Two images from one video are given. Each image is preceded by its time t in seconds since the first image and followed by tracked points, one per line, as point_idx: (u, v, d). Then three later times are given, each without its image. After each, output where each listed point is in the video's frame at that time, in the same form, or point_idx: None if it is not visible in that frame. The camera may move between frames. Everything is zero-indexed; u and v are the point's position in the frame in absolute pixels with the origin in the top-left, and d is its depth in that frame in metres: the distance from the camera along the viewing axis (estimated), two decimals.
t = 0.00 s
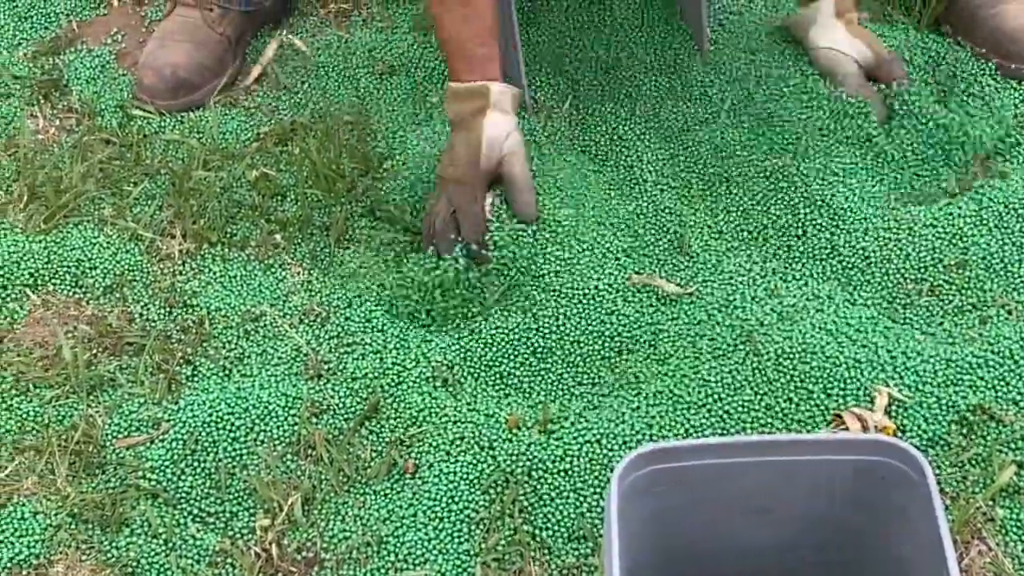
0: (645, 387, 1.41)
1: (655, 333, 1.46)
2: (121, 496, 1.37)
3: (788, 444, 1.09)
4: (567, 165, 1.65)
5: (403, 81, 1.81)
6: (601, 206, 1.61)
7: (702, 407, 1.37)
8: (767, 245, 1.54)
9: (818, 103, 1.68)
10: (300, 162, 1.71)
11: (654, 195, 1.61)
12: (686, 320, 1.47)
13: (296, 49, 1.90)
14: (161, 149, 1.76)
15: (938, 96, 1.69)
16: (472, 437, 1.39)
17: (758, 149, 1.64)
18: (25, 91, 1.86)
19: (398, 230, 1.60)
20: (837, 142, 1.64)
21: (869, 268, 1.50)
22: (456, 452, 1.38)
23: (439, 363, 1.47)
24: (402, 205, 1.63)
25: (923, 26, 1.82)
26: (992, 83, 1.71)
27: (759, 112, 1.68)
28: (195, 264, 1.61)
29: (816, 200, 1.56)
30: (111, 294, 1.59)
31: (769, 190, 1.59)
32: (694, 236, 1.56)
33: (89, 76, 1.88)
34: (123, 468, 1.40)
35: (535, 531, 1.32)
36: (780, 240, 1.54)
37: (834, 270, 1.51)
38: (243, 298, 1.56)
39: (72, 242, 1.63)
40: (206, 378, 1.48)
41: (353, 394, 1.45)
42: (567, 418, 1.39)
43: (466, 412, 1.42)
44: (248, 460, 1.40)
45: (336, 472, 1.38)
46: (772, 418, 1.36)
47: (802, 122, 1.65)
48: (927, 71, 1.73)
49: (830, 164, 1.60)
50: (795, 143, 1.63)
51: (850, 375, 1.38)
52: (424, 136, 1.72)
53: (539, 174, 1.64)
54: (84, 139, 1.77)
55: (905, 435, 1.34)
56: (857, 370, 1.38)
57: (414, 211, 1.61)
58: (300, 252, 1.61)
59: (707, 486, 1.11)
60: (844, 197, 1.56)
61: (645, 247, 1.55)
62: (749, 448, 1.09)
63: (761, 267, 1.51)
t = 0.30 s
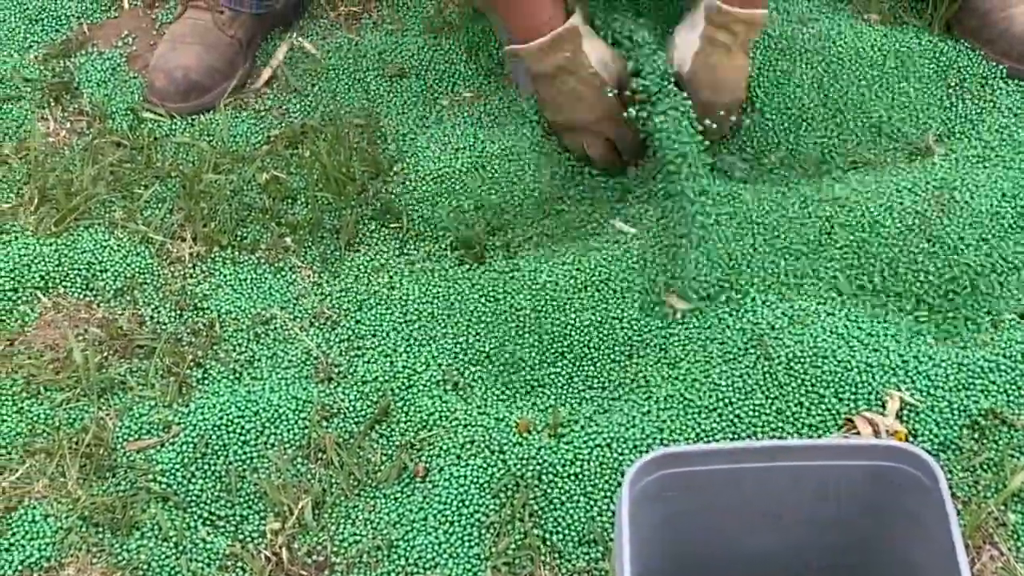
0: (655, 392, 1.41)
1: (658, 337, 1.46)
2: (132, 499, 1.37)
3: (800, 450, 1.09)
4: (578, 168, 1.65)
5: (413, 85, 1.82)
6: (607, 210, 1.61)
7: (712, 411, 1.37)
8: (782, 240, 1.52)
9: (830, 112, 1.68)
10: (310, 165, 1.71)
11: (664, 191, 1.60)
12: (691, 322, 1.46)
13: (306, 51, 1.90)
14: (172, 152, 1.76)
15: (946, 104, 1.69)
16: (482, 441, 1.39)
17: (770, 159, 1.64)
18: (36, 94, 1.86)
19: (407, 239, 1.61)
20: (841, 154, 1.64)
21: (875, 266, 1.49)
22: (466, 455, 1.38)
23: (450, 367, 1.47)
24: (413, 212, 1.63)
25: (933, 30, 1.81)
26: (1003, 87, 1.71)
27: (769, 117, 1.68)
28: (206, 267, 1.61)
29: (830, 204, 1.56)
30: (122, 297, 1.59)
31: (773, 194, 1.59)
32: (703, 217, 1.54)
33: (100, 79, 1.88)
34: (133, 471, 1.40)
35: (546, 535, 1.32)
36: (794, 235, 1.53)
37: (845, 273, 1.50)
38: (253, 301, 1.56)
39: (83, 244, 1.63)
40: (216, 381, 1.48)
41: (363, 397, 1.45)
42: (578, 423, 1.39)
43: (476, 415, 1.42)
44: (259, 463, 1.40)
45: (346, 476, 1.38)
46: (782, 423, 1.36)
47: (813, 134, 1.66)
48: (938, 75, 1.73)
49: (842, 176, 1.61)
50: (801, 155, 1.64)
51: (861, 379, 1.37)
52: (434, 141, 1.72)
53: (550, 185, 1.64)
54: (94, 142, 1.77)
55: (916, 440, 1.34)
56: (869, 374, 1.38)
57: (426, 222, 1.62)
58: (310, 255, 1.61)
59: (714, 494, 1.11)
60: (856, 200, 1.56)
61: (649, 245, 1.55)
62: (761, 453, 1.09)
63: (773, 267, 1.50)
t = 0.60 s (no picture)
0: (663, 393, 1.40)
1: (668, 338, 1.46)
2: (139, 498, 1.37)
3: (807, 451, 1.08)
4: (586, 168, 1.65)
5: (421, 85, 1.81)
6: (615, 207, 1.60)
7: (719, 411, 1.37)
8: (790, 241, 1.53)
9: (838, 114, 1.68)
10: (318, 165, 1.71)
11: (671, 190, 1.59)
12: (699, 325, 1.46)
13: (313, 51, 1.90)
14: (179, 152, 1.76)
15: (953, 105, 1.69)
16: (488, 441, 1.38)
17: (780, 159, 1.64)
18: (43, 93, 1.86)
19: (414, 239, 1.61)
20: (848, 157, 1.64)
21: (885, 270, 1.49)
22: (472, 455, 1.38)
23: (455, 368, 1.46)
24: (420, 212, 1.63)
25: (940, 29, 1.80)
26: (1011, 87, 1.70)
27: (777, 120, 1.68)
28: (213, 267, 1.61)
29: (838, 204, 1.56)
30: (129, 296, 1.59)
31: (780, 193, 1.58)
32: (710, 227, 1.54)
33: (108, 79, 1.88)
34: (140, 470, 1.40)
35: (552, 536, 1.32)
36: (800, 235, 1.53)
37: (853, 272, 1.50)
38: (260, 301, 1.56)
39: (90, 244, 1.63)
40: (223, 381, 1.48)
41: (372, 397, 1.44)
42: (586, 423, 1.39)
43: (483, 415, 1.41)
44: (265, 464, 1.40)
45: (352, 476, 1.38)
46: (789, 425, 1.36)
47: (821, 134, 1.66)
48: (946, 75, 1.72)
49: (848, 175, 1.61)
50: (810, 157, 1.64)
51: (869, 380, 1.37)
52: (441, 140, 1.72)
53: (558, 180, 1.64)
54: (101, 142, 1.78)
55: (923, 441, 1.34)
56: (877, 375, 1.38)
57: (432, 220, 1.62)
58: (317, 255, 1.61)
59: (720, 495, 1.11)
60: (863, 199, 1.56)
61: (656, 243, 1.54)
62: (767, 455, 1.09)
63: (782, 270, 1.50)
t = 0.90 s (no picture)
0: (668, 392, 1.40)
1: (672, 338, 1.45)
2: (145, 498, 1.38)
3: (812, 453, 1.08)
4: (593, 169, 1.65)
5: (428, 86, 1.81)
6: (620, 208, 1.60)
7: (725, 412, 1.37)
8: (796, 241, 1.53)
9: (844, 112, 1.68)
10: (324, 165, 1.71)
11: (678, 191, 1.59)
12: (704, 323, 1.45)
13: (320, 52, 1.90)
14: (186, 152, 1.76)
15: (959, 107, 1.69)
16: (494, 442, 1.39)
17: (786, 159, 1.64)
18: (51, 93, 1.86)
19: (420, 239, 1.61)
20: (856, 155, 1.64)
21: (890, 264, 1.48)
22: (478, 456, 1.38)
23: (461, 369, 1.46)
24: (426, 213, 1.63)
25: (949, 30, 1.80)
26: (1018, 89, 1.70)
27: (783, 121, 1.68)
28: (220, 267, 1.61)
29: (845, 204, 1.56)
30: (135, 296, 1.59)
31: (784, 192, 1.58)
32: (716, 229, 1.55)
33: (115, 79, 1.88)
34: (146, 469, 1.40)
35: (558, 536, 1.32)
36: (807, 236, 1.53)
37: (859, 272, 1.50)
38: (267, 301, 1.56)
39: (97, 244, 1.63)
40: (229, 382, 1.48)
41: (378, 397, 1.45)
42: (591, 422, 1.39)
43: (489, 415, 1.41)
44: (271, 464, 1.40)
45: (358, 476, 1.38)
46: (794, 426, 1.36)
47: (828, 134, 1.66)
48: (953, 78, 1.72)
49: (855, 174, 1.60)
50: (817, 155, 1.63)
51: (875, 381, 1.37)
52: (447, 141, 1.72)
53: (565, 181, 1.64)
54: (108, 142, 1.78)
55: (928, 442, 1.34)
56: (884, 375, 1.37)
57: (438, 221, 1.62)
58: (323, 255, 1.61)
59: (724, 496, 1.11)
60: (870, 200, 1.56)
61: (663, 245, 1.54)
62: (773, 457, 1.09)
63: (791, 270, 1.50)
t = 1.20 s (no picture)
0: (676, 405, 1.40)
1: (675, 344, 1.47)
2: (149, 504, 1.38)
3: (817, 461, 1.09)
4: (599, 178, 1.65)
5: (434, 93, 1.82)
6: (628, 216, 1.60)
7: (730, 420, 1.37)
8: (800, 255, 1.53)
9: (850, 120, 1.68)
10: (330, 172, 1.71)
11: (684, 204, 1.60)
12: (710, 328, 1.45)
13: (326, 59, 1.90)
14: (191, 158, 1.76)
15: (965, 118, 1.69)
16: (499, 450, 1.39)
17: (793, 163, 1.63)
18: (57, 99, 1.86)
19: (425, 248, 1.61)
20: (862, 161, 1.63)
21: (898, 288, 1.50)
22: (483, 464, 1.38)
23: (465, 378, 1.47)
24: (431, 220, 1.64)
25: (954, 40, 1.80)
26: None
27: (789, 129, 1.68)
28: (225, 273, 1.61)
29: (848, 213, 1.56)
30: (140, 302, 1.59)
31: (791, 201, 1.59)
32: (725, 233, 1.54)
33: (121, 86, 1.88)
34: (151, 476, 1.40)
35: (562, 545, 1.32)
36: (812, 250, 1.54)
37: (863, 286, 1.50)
38: (272, 308, 1.56)
39: (102, 250, 1.64)
40: (234, 389, 1.48)
41: (383, 404, 1.45)
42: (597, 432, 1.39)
43: (494, 424, 1.42)
44: (275, 471, 1.40)
45: (362, 484, 1.38)
46: (798, 436, 1.36)
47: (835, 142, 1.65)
48: (958, 88, 1.73)
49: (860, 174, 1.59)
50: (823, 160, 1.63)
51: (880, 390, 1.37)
52: (453, 149, 1.72)
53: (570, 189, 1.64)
54: (114, 148, 1.78)
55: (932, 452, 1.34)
56: (888, 386, 1.37)
57: (443, 230, 1.63)
58: (328, 262, 1.61)
59: (729, 504, 1.12)
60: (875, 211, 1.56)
61: (668, 253, 1.55)
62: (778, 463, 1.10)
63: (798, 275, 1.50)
